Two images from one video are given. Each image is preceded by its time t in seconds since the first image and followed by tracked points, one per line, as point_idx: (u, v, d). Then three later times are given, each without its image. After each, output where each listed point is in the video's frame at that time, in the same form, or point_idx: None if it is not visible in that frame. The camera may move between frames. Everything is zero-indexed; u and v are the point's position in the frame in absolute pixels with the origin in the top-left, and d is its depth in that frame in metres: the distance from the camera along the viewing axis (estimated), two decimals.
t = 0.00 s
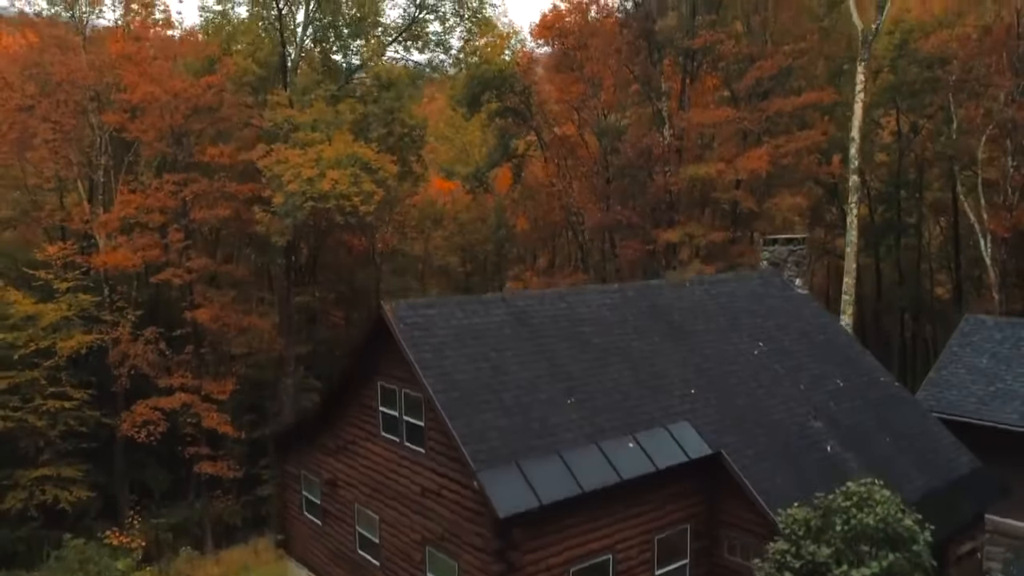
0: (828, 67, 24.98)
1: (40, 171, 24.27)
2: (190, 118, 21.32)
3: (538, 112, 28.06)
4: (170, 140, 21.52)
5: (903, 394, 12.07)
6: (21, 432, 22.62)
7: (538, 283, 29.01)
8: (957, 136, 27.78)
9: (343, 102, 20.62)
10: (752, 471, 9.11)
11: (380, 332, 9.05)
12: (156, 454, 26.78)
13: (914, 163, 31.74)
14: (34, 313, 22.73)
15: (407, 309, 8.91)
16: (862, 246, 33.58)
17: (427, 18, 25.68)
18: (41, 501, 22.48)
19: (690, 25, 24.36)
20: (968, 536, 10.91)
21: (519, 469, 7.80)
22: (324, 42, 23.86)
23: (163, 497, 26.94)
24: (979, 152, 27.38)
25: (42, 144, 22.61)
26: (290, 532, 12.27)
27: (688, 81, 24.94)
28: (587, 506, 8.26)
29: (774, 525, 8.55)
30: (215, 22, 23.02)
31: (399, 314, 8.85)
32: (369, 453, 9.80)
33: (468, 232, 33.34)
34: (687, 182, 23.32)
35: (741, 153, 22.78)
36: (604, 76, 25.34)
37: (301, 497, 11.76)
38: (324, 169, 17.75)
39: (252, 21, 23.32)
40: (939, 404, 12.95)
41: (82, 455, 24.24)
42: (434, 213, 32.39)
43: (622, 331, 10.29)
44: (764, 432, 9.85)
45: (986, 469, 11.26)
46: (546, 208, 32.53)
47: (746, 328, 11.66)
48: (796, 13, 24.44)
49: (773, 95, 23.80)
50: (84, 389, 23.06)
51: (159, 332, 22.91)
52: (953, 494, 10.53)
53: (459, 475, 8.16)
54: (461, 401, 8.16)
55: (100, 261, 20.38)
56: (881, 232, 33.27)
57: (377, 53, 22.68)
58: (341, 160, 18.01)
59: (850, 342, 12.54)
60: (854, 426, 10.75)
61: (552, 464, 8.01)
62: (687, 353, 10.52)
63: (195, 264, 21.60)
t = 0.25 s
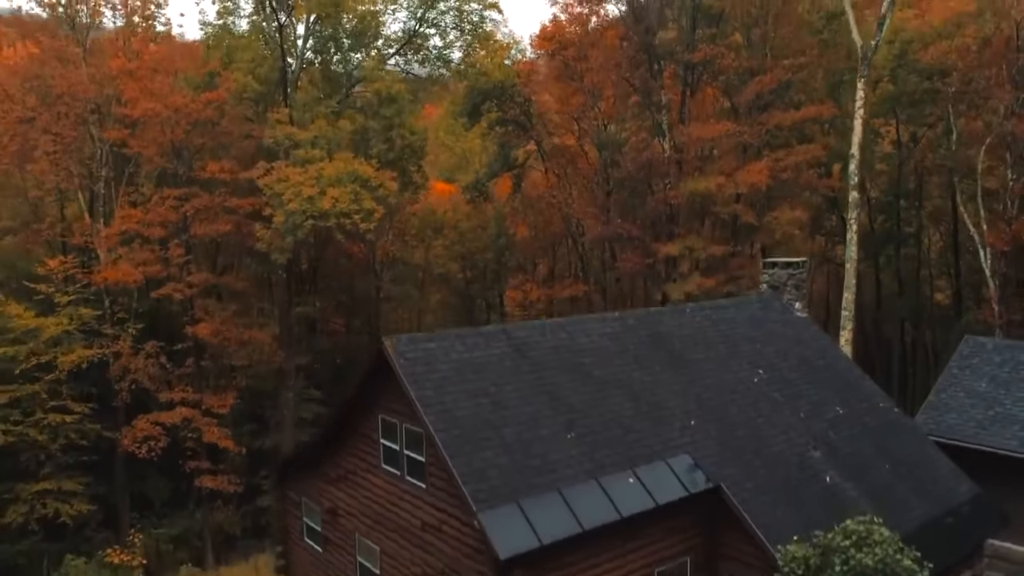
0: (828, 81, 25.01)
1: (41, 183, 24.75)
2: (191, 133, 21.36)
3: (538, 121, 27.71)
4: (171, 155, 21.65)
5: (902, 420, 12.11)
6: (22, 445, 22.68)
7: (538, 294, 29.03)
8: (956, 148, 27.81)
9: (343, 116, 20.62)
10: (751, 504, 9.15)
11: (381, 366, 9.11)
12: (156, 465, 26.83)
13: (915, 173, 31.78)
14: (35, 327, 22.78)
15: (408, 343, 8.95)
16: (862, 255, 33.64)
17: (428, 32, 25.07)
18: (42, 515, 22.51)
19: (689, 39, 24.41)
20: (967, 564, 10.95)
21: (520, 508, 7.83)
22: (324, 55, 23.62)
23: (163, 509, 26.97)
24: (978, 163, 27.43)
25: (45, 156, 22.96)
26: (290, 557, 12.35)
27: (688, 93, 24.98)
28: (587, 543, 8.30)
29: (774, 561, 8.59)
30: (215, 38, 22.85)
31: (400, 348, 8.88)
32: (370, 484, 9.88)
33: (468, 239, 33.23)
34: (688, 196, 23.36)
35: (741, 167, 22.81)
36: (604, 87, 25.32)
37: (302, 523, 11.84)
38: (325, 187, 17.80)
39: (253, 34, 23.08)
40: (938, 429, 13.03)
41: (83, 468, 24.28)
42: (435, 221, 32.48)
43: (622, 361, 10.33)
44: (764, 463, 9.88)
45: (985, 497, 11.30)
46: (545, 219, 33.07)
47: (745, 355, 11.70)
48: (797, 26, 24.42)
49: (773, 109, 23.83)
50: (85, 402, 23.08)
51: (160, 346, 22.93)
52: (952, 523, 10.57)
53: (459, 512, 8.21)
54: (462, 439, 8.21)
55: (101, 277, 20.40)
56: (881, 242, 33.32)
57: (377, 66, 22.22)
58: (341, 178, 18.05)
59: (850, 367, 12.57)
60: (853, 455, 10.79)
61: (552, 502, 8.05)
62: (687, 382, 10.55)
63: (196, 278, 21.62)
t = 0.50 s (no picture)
0: (828, 94, 25.01)
1: (42, 194, 25.06)
2: (192, 149, 21.45)
3: (538, 131, 27.08)
4: (173, 172, 21.79)
5: (903, 446, 12.11)
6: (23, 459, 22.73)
7: (538, 305, 29.07)
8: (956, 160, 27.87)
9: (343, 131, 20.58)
10: (752, 539, 9.16)
11: (383, 402, 9.18)
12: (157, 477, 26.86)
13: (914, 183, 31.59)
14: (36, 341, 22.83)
15: (409, 379, 9.02)
16: (862, 265, 33.61)
17: (428, 46, 24.51)
18: (43, 529, 22.52)
19: (689, 54, 24.66)
20: None
21: (521, 548, 7.86)
22: (324, 70, 23.30)
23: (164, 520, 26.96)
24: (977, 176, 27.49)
25: (44, 168, 23.63)
26: None
27: (688, 107, 25.07)
28: None
29: None
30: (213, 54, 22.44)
31: (401, 385, 8.93)
32: (372, 517, 9.98)
33: (468, 248, 34.05)
34: (688, 210, 23.45)
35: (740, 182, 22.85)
36: (604, 100, 25.34)
37: (304, 551, 11.94)
38: (325, 206, 17.86)
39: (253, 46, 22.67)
40: (937, 454, 13.09)
41: (84, 481, 24.31)
42: (435, 230, 33.19)
43: (622, 393, 10.36)
44: (764, 495, 9.90)
45: (985, 524, 11.32)
46: (545, 227, 31.92)
47: (745, 383, 11.72)
48: (797, 40, 24.46)
49: (773, 122, 23.86)
50: (87, 417, 23.09)
51: (161, 360, 22.95)
52: (952, 553, 10.59)
53: (459, 551, 8.29)
54: (463, 478, 8.25)
55: (102, 293, 20.46)
56: (882, 251, 33.29)
57: (377, 81, 22.15)
58: (341, 197, 18.11)
59: (850, 393, 12.58)
60: (854, 484, 10.82)
61: (553, 542, 8.08)
62: (687, 413, 10.57)
63: (196, 293, 21.64)
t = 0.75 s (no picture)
0: (827, 107, 25.07)
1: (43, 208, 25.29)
2: (195, 166, 21.60)
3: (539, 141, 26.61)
4: (174, 187, 21.87)
5: (901, 473, 12.17)
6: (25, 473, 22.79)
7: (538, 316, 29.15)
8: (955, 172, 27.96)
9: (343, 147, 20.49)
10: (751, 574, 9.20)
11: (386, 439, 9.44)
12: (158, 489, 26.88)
13: (914, 192, 31.52)
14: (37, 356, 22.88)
15: (410, 416, 9.11)
16: (862, 276, 33.05)
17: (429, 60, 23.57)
18: (43, 544, 22.50)
19: (689, 68, 24.93)
20: None
21: None
22: (323, 89, 23.02)
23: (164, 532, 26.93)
24: (976, 188, 27.57)
25: (42, 183, 23.79)
26: None
27: (688, 121, 25.19)
28: None
29: None
30: (213, 71, 22.09)
31: (402, 422, 9.02)
32: (373, 550, 10.20)
33: (469, 258, 34.29)
34: (689, 225, 23.56)
35: (740, 196, 22.92)
36: (604, 113, 25.36)
37: None
38: (326, 225, 17.94)
39: (253, 60, 22.09)
40: (936, 479, 13.19)
41: (85, 495, 24.32)
42: (435, 238, 33.39)
43: (622, 425, 10.39)
44: (764, 528, 9.95)
45: (983, 553, 11.40)
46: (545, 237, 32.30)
47: (745, 412, 11.75)
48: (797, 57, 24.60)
49: (773, 137, 23.94)
50: (88, 432, 23.10)
51: (162, 375, 22.99)
52: None
53: None
54: (464, 518, 8.33)
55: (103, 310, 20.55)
56: (882, 262, 32.74)
57: (378, 98, 22.00)
58: (342, 216, 18.18)
59: (850, 420, 12.59)
60: (853, 514, 10.88)
61: None
62: (687, 445, 10.60)
63: (197, 309, 21.70)
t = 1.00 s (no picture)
0: (827, 121, 25.11)
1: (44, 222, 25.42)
2: (195, 182, 21.71)
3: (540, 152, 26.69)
4: (175, 203, 22.01)
5: (902, 499, 12.19)
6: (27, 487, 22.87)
7: (538, 328, 29.23)
8: (954, 185, 27.99)
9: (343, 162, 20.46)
10: None
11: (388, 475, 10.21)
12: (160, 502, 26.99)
13: (914, 201, 31.56)
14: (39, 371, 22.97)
15: (412, 454, 9.55)
16: (863, 287, 33.04)
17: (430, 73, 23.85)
18: (45, 559, 22.54)
19: (689, 81, 24.84)
20: None
21: None
22: (323, 106, 23.03)
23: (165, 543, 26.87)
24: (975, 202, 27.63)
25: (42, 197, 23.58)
26: None
27: (688, 134, 25.24)
28: None
29: None
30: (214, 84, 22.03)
31: (403, 460, 9.46)
32: None
33: (469, 267, 34.31)
34: (689, 240, 23.58)
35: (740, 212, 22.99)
36: (604, 125, 25.29)
37: None
38: (327, 244, 18.03)
39: (254, 75, 22.27)
40: (937, 505, 13.26)
41: (87, 509, 24.39)
42: (436, 247, 33.35)
43: (622, 459, 10.56)
44: (763, 562, 10.10)
45: None
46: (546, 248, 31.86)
47: (746, 440, 11.79)
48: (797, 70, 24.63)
49: (773, 151, 23.99)
50: (89, 446, 23.15)
51: (164, 390, 23.07)
52: None
53: None
54: (466, 558, 8.78)
55: (104, 327, 20.65)
56: (881, 271, 32.80)
57: (379, 113, 21.90)
58: (343, 234, 18.24)
59: (850, 446, 12.59)
60: (852, 545, 10.96)
61: None
62: (688, 478, 10.70)
63: (199, 325, 21.76)
